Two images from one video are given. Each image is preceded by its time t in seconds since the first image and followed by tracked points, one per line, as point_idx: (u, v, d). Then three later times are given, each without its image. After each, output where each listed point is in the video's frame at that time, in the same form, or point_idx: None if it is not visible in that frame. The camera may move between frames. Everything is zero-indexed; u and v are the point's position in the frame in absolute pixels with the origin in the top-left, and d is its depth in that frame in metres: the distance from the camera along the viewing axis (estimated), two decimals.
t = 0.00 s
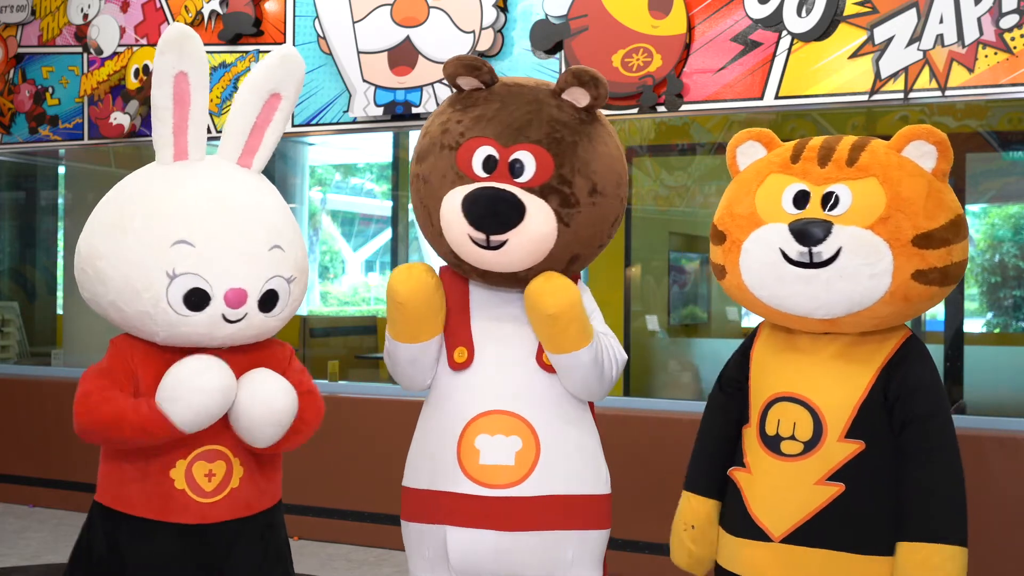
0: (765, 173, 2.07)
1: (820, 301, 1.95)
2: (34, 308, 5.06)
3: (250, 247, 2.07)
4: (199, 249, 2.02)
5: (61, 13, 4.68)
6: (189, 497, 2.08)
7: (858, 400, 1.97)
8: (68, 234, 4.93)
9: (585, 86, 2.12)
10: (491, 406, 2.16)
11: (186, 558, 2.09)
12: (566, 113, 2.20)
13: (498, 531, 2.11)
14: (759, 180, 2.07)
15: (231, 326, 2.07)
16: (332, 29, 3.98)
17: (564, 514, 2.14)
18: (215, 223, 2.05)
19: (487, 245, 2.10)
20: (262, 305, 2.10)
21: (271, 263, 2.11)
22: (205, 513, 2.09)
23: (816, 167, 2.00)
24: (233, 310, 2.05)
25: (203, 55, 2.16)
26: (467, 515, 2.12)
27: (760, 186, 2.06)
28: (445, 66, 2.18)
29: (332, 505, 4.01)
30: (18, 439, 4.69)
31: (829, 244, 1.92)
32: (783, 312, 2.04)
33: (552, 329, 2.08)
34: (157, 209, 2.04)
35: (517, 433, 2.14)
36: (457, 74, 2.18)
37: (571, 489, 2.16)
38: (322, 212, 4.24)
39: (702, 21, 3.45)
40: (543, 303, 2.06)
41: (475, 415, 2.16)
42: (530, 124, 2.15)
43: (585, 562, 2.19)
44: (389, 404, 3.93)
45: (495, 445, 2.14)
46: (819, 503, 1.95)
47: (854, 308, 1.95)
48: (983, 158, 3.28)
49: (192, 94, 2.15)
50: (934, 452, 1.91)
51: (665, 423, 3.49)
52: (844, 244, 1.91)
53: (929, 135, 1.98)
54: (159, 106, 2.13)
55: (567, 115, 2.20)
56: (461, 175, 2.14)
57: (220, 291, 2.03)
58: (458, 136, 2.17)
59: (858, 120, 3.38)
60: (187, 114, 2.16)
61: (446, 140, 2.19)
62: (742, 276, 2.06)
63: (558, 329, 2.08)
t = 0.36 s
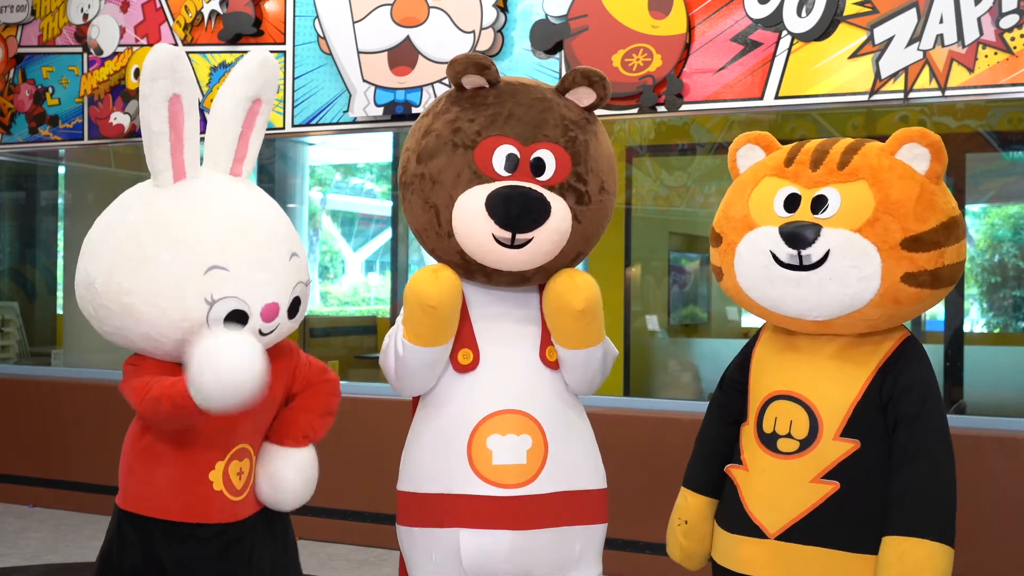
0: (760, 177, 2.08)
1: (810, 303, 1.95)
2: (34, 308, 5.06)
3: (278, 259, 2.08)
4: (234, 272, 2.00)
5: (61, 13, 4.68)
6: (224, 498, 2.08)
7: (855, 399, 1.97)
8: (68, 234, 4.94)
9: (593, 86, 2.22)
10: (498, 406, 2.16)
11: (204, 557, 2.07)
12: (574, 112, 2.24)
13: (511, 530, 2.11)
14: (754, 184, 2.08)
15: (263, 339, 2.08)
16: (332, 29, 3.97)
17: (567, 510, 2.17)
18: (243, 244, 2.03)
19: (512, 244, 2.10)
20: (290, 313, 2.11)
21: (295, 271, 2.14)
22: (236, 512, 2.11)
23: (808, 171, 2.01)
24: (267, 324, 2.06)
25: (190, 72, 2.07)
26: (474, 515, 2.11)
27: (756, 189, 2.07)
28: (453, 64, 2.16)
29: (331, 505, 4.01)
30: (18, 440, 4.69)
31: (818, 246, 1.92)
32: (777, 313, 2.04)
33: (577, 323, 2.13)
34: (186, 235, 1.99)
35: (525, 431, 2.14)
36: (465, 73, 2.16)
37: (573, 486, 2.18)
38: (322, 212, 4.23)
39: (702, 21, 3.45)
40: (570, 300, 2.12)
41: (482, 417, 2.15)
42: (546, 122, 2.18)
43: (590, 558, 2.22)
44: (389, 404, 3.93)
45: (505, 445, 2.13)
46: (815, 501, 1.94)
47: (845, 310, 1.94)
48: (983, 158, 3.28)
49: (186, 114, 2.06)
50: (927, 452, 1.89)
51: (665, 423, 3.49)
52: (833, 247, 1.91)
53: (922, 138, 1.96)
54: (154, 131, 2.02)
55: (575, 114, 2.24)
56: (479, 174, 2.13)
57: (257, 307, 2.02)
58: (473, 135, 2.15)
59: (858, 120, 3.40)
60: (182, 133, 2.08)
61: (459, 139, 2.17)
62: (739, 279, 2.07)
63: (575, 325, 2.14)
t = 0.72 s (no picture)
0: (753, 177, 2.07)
1: (809, 302, 1.96)
2: (34, 308, 5.06)
3: (281, 235, 2.11)
4: (237, 236, 2.03)
5: (61, 13, 4.68)
6: (219, 487, 2.08)
7: (855, 398, 1.97)
8: (68, 234, 4.94)
9: (582, 77, 2.23)
10: (506, 408, 2.16)
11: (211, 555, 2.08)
12: (566, 104, 2.25)
13: (519, 531, 2.11)
14: (748, 184, 2.08)
15: (265, 314, 2.07)
16: (331, 29, 3.97)
17: (575, 511, 2.16)
18: (252, 212, 2.08)
19: (515, 239, 2.10)
20: (293, 293, 2.13)
21: (299, 251, 2.15)
22: (232, 503, 2.11)
23: (803, 169, 2.01)
24: (268, 297, 2.06)
25: (215, 59, 2.19)
26: (482, 516, 2.12)
27: (749, 188, 2.07)
28: (440, 66, 2.17)
29: (332, 505, 4.01)
30: (18, 440, 4.69)
31: (816, 244, 1.92)
32: (775, 313, 2.03)
33: (581, 321, 2.13)
34: (193, 204, 2.04)
35: (535, 431, 2.14)
36: (453, 73, 2.17)
37: (582, 488, 2.18)
38: (322, 212, 4.23)
39: (702, 21, 3.45)
40: (571, 298, 2.12)
41: (491, 418, 2.15)
42: (539, 116, 2.18)
43: (599, 560, 2.22)
44: (390, 404, 3.94)
45: (514, 446, 2.13)
46: (817, 500, 1.95)
47: (844, 306, 1.94)
48: (983, 158, 3.28)
49: (207, 95, 2.17)
50: (927, 451, 1.91)
51: (665, 423, 3.49)
52: (832, 244, 1.91)
53: (914, 135, 1.98)
54: (173, 108, 2.13)
55: (566, 106, 2.25)
56: (476, 172, 2.12)
57: (258, 276, 2.04)
58: (467, 134, 2.15)
59: (858, 119, 3.40)
60: (202, 116, 2.19)
61: (453, 138, 2.16)
62: (734, 278, 2.06)
63: (581, 323, 2.13)
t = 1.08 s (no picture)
0: (748, 178, 2.07)
1: (806, 302, 1.95)
2: (34, 308, 5.06)
3: (264, 225, 2.09)
4: (213, 224, 2.05)
5: (61, 13, 4.68)
6: (202, 494, 2.08)
7: (850, 398, 1.97)
8: (69, 234, 4.94)
9: (592, 75, 2.19)
10: (509, 409, 2.16)
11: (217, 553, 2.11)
12: (575, 103, 2.22)
13: (520, 533, 2.11)
14: (742, 185, 2.07)
15: (246, 303, 2.06)
16: (331, 29, 3.97)
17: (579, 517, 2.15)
18: (231, 202, 2.09)
19: (515, 239, 2.10)
20: (276, 282, 2.10)
21: (283, 242, 2.12)
22: (216, 511, 2.10)
23: (798, 170, 2.01)
24: (247, 285, 2.05)
25: (214, 59, 2.23)
26: (484, 517, 2.12)
27: (744, 189, 2.06)
28: (448, 65, 2.18)
29: (333, 505, 4.01)
30: (18, 440, 4.69)
31: (812, 245, 1.92)
32: (771, 314, 2.03)
33: (573, 319, 2.09)
34: (178, 192, 2.09)
35: (539, 434, 2.14)
36: (461, 72, 2.18)
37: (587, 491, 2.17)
38: (322, 212, 4.23)
39: (702, 21, 3.45)
40: (562, 296, 2.08)
41: (496, 419, 2.16)
42: (544, 115, 2.16)
43: (604, 562, 2.20)
44: (390, 404, 3.94)
45: (517, 448, 2.13)
46: (814, 500, 1.94)
47: (840, 307, 1.94)
48: (983, 158, 3.28)
49: (206, 95, 2.21)
50: (924, 449, 1.91)
51: (665, 423, 3.49)
52: (828, 245, 1.91)
53: (908, 136, 1.98)
54: (173, 105, 2.19)
55: (576, 104, 2.22)
56: (479, 172, 2.13)
57: (234, 263, 2.04)
58: (471, 133, 2.16)
59: (858, 119, 3.40)
60: (202, 115, 2.22)
61: (458, 138, 2.18)
62: (729, 279, 2.05)
63: (576, 321, 2.09)
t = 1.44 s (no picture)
0: (752, 177, 2.05)
1: (807, 305, 1.96)
2: (35, 308, 5.06)
3: (244, 237, 2.06)
4: (191, 241, 2.03)
5: (61, 13, 4.68)
6: (200, 496, 2.09)
7: (843, 398, 1.98)
8: (69, 234, 4.94)
9: (602, 78, 2.16)
10: (507, 408, 2.16)
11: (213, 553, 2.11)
12: (584, 106, 2.21)
13: (516, 534, 2.11)
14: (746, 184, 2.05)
15: (229, 317, 2.05)
16: (331, 28, 3.98)
17: (575, 517, 2.14)
18: (210, 215, 2.06)
19: (513, 242, 2.10)
20: (260, 294, 2.08)
21: (266, 253, 2.09)
22: (214, 514, 2.09)
23: (804, 173, 2.00)
24: (229, 301, 2.04)
25: (193, 59, 2.19)
26: (481, 516, 2.12)
27: (747, 189, 2.04)
28: (458, 62, 2.16)
29: (333, 505, 4.01)
30: (19, 440, 4.69)
31: (818, 248, 1.91)
32: (770, 314, 2.03)
33: (577, 325, 2.09)
34: (158, 207, 2.07)
35: (536, 434, 2.14)
36: (470, 71, 2.16)
37: (585, 493, 2.16)
38: (322, 212, 4.22)
39: (702, 21, 3.45)
40: (566, 302, 2.08)
41: (493, 417, 2.16)
42: (551, 118, 2.15)
43: (601, 564, 2.18)
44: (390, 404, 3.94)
45: (513, 448, 2.14)
46: (808, 499, 1.95)
47: (840, 310, 1.95)
48: (983, 158, 3.28)
49: (186, 97, 2.18)
50: (923, 450, 1.91)
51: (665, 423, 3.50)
52: (833, 249, 1.91)
53: (911, 144, 1.99)
54: (155, 113, 2.17)
55: (584, 107, 2.21)
56: (482, 172, 2.13)
57: (214, 280, 2.02)
58: (476, 133, 2.16)
59: (858, 119, 3.40)
60: (184, 116, 2.19)
61: (464, 137, 2.18)
62: (729, 278, 2.04)
63: (580, 327, 2.09)
